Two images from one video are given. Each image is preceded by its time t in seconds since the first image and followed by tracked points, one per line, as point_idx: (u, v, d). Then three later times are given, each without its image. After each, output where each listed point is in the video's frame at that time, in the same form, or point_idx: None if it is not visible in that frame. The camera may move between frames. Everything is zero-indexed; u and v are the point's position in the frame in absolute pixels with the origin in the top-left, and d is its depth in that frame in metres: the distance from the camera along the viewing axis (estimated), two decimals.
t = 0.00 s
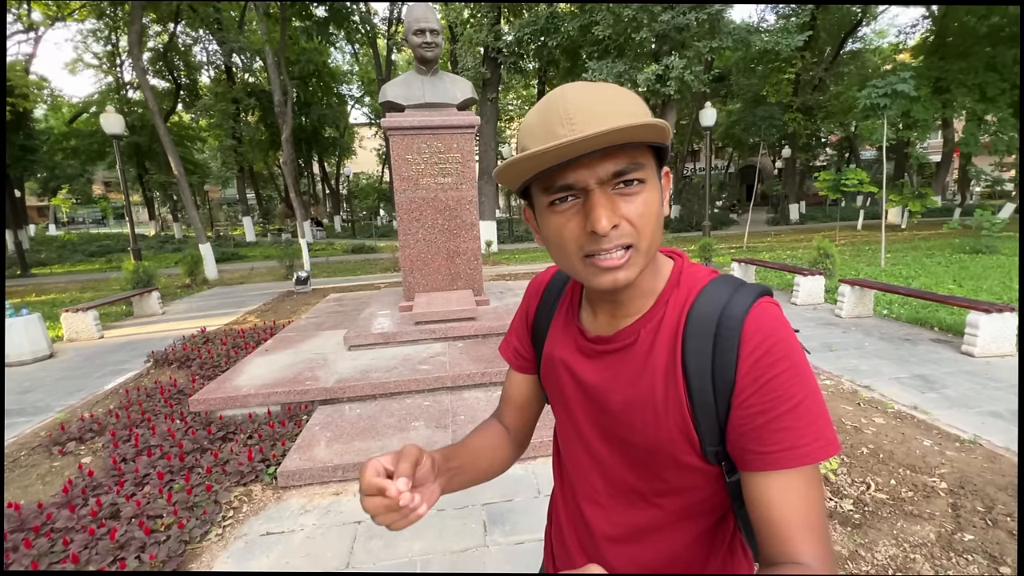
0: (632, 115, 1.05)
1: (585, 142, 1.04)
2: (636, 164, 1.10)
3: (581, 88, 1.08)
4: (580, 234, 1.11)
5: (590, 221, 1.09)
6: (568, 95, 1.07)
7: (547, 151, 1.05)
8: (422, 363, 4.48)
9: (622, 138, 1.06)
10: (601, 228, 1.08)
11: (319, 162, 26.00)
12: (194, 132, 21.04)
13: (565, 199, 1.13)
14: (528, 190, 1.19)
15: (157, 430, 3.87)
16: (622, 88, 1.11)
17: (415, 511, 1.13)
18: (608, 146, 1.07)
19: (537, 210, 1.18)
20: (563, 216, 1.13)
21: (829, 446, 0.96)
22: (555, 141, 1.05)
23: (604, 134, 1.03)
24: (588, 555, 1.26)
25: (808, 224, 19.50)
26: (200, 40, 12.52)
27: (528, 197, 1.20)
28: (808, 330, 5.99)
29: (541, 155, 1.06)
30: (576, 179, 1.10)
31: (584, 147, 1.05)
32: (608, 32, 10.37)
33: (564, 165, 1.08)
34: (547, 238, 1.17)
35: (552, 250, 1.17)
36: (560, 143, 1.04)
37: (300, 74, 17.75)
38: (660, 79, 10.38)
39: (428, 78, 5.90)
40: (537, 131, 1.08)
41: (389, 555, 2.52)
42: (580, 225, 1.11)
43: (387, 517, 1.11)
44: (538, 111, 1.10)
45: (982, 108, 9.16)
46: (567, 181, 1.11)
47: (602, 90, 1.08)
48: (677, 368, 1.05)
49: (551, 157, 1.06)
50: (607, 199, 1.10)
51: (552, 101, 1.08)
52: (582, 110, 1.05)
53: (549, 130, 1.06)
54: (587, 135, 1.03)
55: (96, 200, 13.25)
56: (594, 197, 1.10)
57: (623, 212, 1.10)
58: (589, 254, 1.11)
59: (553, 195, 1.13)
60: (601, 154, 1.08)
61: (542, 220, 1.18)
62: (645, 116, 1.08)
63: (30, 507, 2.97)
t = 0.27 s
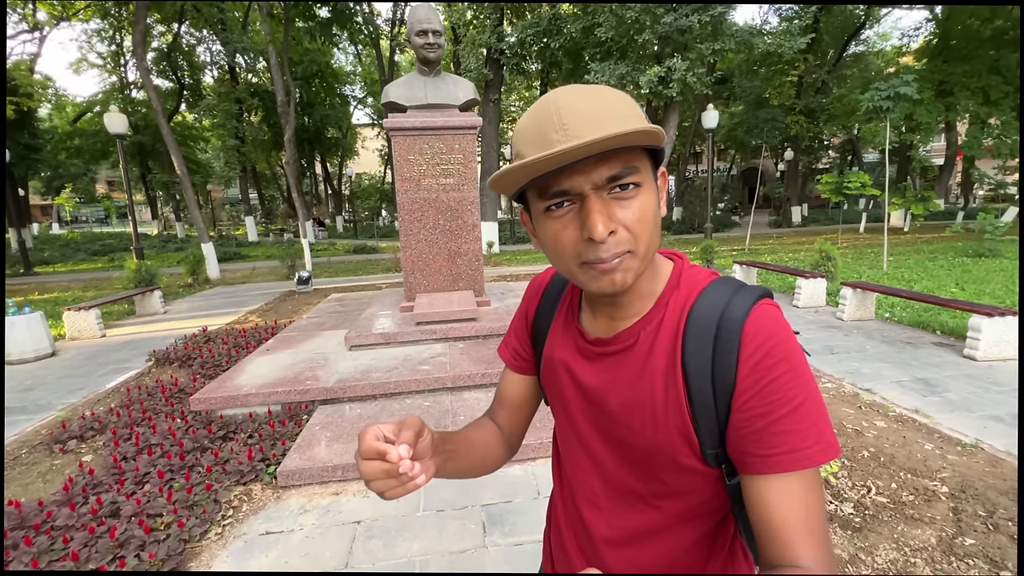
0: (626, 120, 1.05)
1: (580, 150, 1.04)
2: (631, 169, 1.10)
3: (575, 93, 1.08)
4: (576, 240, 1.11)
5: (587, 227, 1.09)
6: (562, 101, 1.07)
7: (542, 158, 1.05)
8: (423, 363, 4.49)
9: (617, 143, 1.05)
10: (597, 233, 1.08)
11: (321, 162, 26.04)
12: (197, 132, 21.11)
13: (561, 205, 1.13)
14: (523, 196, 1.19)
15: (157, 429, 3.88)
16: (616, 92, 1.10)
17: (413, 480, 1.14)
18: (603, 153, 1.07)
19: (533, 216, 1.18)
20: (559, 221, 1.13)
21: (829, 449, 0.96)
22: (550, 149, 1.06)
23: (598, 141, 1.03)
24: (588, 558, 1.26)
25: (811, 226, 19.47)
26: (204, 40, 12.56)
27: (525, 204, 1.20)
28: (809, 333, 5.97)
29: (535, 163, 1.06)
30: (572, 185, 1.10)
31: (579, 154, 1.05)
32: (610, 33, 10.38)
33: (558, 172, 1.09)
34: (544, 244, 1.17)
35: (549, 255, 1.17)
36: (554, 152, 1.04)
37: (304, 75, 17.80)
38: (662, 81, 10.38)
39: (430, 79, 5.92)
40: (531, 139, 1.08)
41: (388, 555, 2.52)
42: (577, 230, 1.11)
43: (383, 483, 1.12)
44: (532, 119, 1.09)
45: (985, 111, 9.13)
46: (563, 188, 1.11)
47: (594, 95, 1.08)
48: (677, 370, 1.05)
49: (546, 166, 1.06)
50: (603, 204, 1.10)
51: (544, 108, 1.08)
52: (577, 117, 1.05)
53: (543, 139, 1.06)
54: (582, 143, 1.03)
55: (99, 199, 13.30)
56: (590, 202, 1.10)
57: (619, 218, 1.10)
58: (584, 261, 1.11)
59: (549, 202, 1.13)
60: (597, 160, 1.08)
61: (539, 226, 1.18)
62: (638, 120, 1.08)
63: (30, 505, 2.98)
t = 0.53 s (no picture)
0: (629, 119, 1.05)
1: (582, 147, 1.04)
2: (635, 167, 1.10)
3: (578, 92, 1.08)
4: (578, 239, 1.11)
5: (588, 227, 1.09)
6: (566, 100, 1.07)
7: (543, 157, 1.06)
8: (424, 364, 4.49)
9: (619, 143, 1.06)
10: (599, 233, 1.08)
11: (324, 163, 26.09)
12: (201, 132, 21.17)
13: (564, 204, 1.13)
14: (525, 195, 1.20)
15: (160, 428, 3.89)
16: (620, 91, 1.11)
17: (421, 497, 1.12)
18: (606, 152, 1.07)
19: (536, 215, 1.19)
20: (562, 220, 1.13)
21: (833, 452, 0.96)
22: (552, 148, 1.06)
23: (600, 139, 1.03)
24: (590, 561, 1.26)
25: (813, 229, 19.43)
26: (208, 42, 12.60)
27: (527, 202, 1.20)
28: (811, 336, 5.96)
29: (537, 161, 1.06)
30: (574, 184, 1.10)
31: (582, 152, 1.05)
32: (613, 35, 10.39)
33: (561, 171, 1.09)
34: (546, 243, 1.18)
35: (551, 255, 1.17)
36: (557, 150, 1.04)
37: (307, 76, 17.85)
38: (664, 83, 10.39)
39: (433, 81, 5.93)
40: (534, 138, 1.08)
41: (388, 555, 2.52)
42: (578, 230, 1.11)
43: (391, 501, 1.11)
44: (535, 117, 1.10)
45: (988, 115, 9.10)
46: (565, 186, 1.11)
47: (597, 94, 1.08)
48: (680, 372, 1.05)
49: (548, 164, 1.07)
50: (605, 204, 1.10)
51: (548, 107, 1.08)
52: (581, 116, 1.05)
53: (546, 137, 1.06)
54: (585, 141, 1.03)
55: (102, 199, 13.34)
56: (593, 201, 1.10)
57: (622, 218, 1.10)
58: (587, 260, 1.11)
59: (551, 200, 1.14)
60: (599, 159, 1.08)
61: (541, 225, 1.18)
62: (642, 121, 1.08)
63: (32, 503, 2.98)
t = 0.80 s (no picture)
0: (630, 112, 1.06)
1: (583, 138, 1.05)
2: (635, 161, 1.11)
3: (580, 85, 1.09)
4: (576, 232, 1.12)
5: (586, 219, 1.09)
6: (568, 92, 1.08)
7: (543, 145, 1.06)
8: (425, 364, 4.50)
9: (620, 135, 1.07)
10: (597, 225, 1.08)
11: (327, 164, 26.14)
12: (204, 134, 21.22)
13: (563, 197, 1.14)
14: (525, 186, 1.20)
15: (161, 427, 3.90)
16: (621, 86, 1.12)
17: (449, 534, 1.14)
18: (607, 144, 1.08)
19: (535, 207, 1.19)
20: (561, 213, 1.14)
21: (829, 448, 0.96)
22: (552, 136, 1.06)
23: (602, 128, 1.03)
24: (587, 558, 1.25)
25: (815, 232, 19.40)
26: (211, 44, 12.64)
27: (527, 194, 1.21)
28: (812, 338, 5.95)
29: (537, 149, 1.07)
30: (575, 176, 1.11)
31: (582, 141, 1.06)
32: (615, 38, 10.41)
33: (561, 160, 1.09)
34: (545, 236, 1.18)
35: (550, 247, 1.18)
36: (556, 139, 1.04)
37: (310, 77, 17.90)
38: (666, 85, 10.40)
39: (435, 82, 5.95)
40: (535, 127, 1.09)
41: (387, 554, 2.52)
42: (577, 222, 1.12)
43: (420, 541, 1.12)
44: (538, 108, 1.11)
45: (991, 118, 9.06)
46: (565, 179, 1.12)
47: (600, 87, 1.09)
48: (677, 368, 1.05)
49: (548, 153, 1.07)
50: (604, 197, 1.10)
51: (551, 98, 1.09)
52: (581, 108, 1.06)
53: (546, 126, 1.07)
54: (585, 130, 1.03)
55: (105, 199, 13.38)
56: (592, 194, 1.10)
57: (620, 211, 1.10)
58: (584, 253, 1.12)
59: (551, 193, 1.14)
60: (600, 151, 1.09)
61: (540, 217, 1.18)
62: (644, 115, 1.09)
63: (34, 501, 2.99)
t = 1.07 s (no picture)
0: (623, 113, 1.06)
1: (575, 139, 1.05)
2: (629, 160, 1.11)
3: (572, 86, 1.09)
4: (571, 233, 1.12)
5: (581, 220, 1.10)
6: (559, 93, 1.08)
7: (538, 148, 1.06)
8: (425, 365, 4.50)
9: (613, 136, 1.06)
10: (592, 226, 1.09)
11: (329, 166, 26.18)
12: (206, 136, 21.27)
13: (558, 197, 1.14)
14: (520, 188, 1.20)
15: (162, 426, 3.91)
16: (614, 85, 1.12)
17: (449, 535, 1.14)
18: (600, 145, 1.08)
19: (530, 209, 1.19)
20: (555, 214, 1.14)
21: (824, 442, 0.96)
22: (545, 140, 1.06)
23: (595, 130, 1.03)
24: (584, 555, 1.25)
25: (817, 235, 19.38)
26: (214, 46, 12.68)
27: (522, 195, 1.21)
28: (813, 340, 5.94)
29: (531, 153, 1.07)
30: (569, 176, 1.11)
31: (575, 144, 1.06)
32: (615, 40, 10.43)
33: (555, 163, 1.09)
34: (540, 236, 1.18)
35: (545, 247, 1.18)
36: (550, 142, 1.04)
37: (312, 80, 17.94)
38: (667, 88, 10.41)
39: (437, 84, 5.97)
40: (528, 130, 1.09)
41: (387, 555, 2.52)
42: (572, 222, 1.12)
43: (419, 542, 1.12)
44: (530, 111, 1.10)
45: (993, 121, 9.04)
46: (559, 180, 1.12)
47: (592, 86, 1.09)
48: (674, 364, 1.05)
49: (543, 155, 1.07)
50: (598, 198, 1.11)
51: (543, 101, 1.09)
52: (574, 109, 1.06)
53: (540, 129, 1.07)
54: (579, 133, 1.03)
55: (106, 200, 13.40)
56: (587, 195, 1.11)
57: (616, 211, 1.10)
58: (580, 253, 1.12)
59: (546, 194, 1.14)
60: (593, 152, 1.09)
61: (535, 218, 1.19)
62: (636, 113, 1.09)
63: (35, 500, 3.00)
